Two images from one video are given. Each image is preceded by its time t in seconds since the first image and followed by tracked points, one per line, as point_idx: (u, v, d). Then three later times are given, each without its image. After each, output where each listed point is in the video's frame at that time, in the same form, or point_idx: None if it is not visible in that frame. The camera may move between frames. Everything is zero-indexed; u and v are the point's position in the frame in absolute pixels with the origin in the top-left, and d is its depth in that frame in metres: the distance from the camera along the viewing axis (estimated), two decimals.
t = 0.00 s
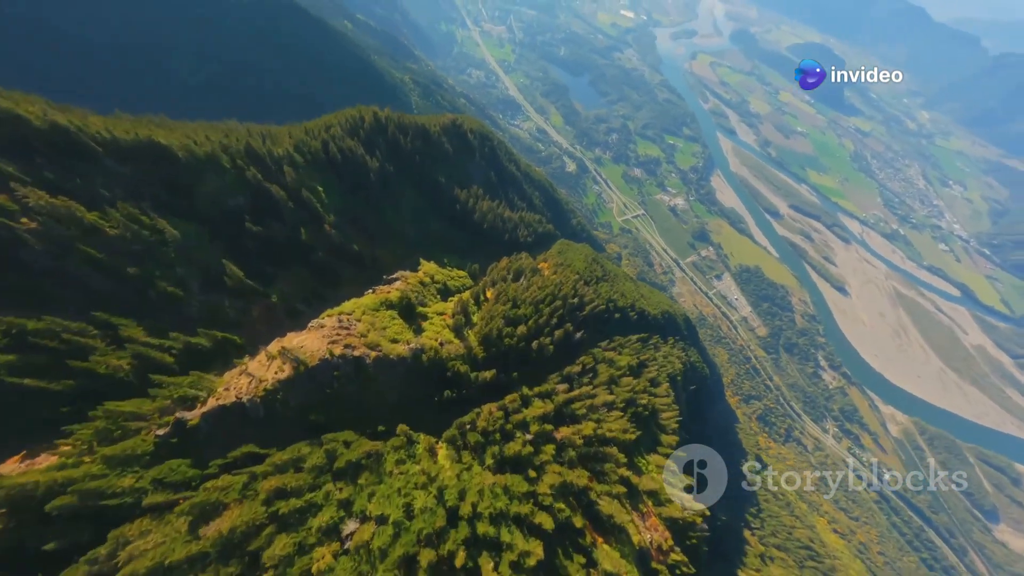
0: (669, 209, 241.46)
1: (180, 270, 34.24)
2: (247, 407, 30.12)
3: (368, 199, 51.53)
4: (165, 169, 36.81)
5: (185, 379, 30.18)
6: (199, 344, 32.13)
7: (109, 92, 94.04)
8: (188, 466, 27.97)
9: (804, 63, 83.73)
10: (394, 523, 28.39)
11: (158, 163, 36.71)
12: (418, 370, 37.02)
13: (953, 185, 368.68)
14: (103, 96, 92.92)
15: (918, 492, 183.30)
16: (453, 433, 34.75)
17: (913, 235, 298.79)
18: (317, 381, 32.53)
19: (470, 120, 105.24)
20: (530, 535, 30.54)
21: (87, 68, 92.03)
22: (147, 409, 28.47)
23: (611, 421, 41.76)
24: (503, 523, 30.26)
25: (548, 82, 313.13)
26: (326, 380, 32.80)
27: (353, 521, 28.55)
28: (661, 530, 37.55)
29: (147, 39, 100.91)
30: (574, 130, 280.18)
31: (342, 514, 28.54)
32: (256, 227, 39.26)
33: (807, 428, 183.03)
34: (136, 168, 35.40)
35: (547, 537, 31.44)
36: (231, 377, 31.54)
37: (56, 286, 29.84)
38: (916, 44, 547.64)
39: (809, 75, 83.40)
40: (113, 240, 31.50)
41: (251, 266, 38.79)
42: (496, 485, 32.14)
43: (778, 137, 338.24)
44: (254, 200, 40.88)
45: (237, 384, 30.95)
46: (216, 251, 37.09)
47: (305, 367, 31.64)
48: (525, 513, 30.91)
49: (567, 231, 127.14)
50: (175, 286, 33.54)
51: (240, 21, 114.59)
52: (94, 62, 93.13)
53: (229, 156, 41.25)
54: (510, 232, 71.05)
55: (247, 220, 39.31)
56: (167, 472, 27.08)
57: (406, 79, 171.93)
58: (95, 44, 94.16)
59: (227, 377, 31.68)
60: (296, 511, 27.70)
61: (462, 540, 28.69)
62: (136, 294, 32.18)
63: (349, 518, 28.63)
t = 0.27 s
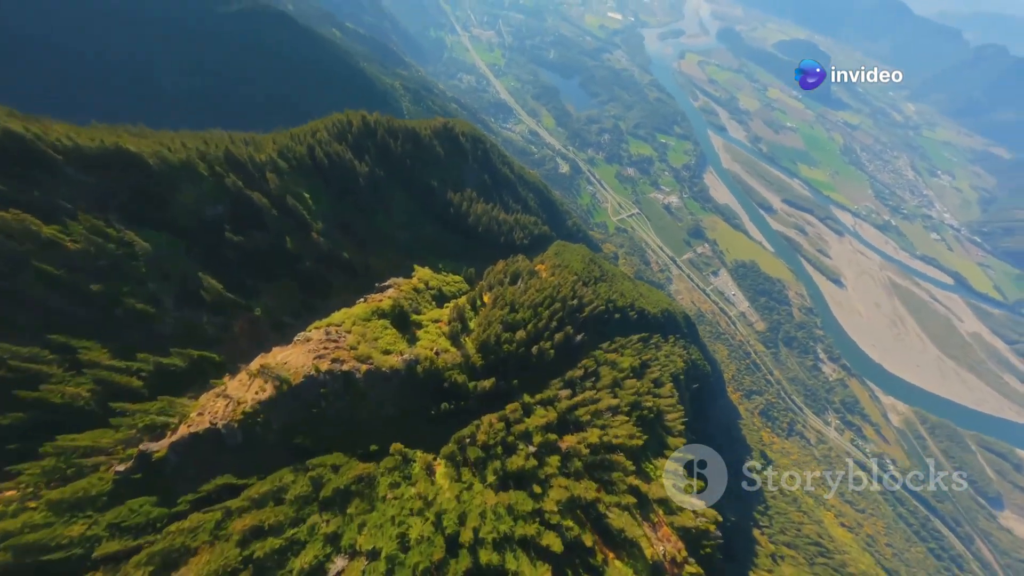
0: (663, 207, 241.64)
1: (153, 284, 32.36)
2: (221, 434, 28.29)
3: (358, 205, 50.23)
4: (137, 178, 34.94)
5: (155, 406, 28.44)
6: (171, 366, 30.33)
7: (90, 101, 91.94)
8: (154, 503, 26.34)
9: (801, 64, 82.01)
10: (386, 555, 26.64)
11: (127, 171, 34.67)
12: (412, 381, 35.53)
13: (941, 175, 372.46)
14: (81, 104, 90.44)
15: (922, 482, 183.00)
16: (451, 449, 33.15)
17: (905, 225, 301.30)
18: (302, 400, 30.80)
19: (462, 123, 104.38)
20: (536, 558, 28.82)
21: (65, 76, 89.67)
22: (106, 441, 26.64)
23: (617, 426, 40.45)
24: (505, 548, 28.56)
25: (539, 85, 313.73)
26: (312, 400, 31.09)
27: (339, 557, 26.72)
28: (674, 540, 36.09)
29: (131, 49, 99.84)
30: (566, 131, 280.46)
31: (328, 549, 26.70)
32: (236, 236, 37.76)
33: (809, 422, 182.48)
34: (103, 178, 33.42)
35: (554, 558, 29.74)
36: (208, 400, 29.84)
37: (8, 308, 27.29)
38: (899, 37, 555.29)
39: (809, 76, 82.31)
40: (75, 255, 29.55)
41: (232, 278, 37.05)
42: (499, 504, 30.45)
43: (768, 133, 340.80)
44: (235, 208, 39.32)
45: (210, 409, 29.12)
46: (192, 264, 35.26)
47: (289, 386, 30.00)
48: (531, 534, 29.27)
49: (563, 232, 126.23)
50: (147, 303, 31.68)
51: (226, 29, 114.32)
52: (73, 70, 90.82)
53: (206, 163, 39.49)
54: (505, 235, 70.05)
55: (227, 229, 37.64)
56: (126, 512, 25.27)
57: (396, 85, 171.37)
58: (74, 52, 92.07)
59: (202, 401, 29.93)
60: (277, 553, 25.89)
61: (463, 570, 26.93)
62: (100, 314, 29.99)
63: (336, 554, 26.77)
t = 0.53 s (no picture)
0: (657, 205, 242.27)
1: (121, 300, 30.55)
2: (191, 466, 26.34)
3: (348, 211, 48.89)
4: (106, 190, 33.61)
5: (119, 435, 26.62)
6: (137, 391, 28.48)
7: (89, 122, 95.78)
8: (110, 550, 24.35)
9: (800, 63, 81.29)
10: None
11: (91, 181, 33.07)
12: (407, 394, 33.95)
13: (930, 166, 376.20)
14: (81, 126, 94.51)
15: (925, 471, 182.75)
16: (450, 466, 31.53)
17: (896, 216, 303.41)
18: (286, 421, 29.05)
19: (454, 127, 103.54)
20: None
21: (64, 99, 93.51)
22: (57, 482, 24.56)
23: (625, 433, 38.89)
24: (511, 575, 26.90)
25: (530, 88, 314.67)
26: (296, 421, 29.27)
27: None
28: (687, 551, 34.91)
29: (124, 66, 102.38)
30: (558, 133, 281.17)
31: None
32: (214, 247, 36.04)
33: (811, 415, 182.32)
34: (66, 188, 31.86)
35: None
36: (180, 425, 27.87)
37: None
38: (883, 31, 562.62)
39: (808, 76, 81.91)
40: (30, 273, 27.85)
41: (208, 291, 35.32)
42: (502, 527, 28.83)
43: (758, 129, 343.62)
44: (215, 217, 37.60)
45: (179, 438, 27.06)
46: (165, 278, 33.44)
47: (272, 407, 28.33)
48: (539, 558, 27.70)
49: (559, 233, 125.38)
50: (114, 320, 30.00)
51: (216, 41, 116.73)
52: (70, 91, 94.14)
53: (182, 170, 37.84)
54: (501, 238, 68.93)
55: (204, 240, 35.90)
56: (75, 565, 23.15)
57: (387, 92, 170.76)
58: (71, 75, 95.51)
59: (175, 428, 27.87)
60: None
61: None
62: (60, 335, 28.31)
63: None
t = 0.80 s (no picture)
0: (652, 204, 242.09)
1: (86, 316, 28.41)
2: (157, 503, 23.83)
3: (338, 218, 47.50)
4: (72, 201, 31.55)
5: (72, 472, 23.67)
6: (102, 418, 25.86)
7: (75, 129, 93.68)
8: None
9: (800, 64, 81.49)
10: None
11: (55, 192, 31.00)
12: (401, 409, 32.26)
13: (919, 158, 380.21)
14: (59, 134, 91.59)
15: (928, 461, 182.63)
16: (449, 486, 29.80)
17: (888, 208, 305.54)
18: (267, 446, 27.05)
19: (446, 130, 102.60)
20: None
21: (42, 108, 91.09)
22: None
23: (632, 438, 37.48)
24: None
25: (521, 91, 315.10)
26: (278, 446, 27.31)
27: None
28: (702, 562, 33.57)
29: (106, 74, 100.70)
30: (551, 135, 281.35)
31: None
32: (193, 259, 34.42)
33: (812, 409, 181.92)
34: (28, 201, 29.88)
35: None
36: (149, 455, 25.40)
37: None
38: (867, 27, 570.60)
39: (809, 75, 81.74)
40: None
41: (185, 307, 33.42)
42: (507, 551, 27.15)
43: (749, 126, 346.16)
44: (195, 228, 36.07)
45: (145, 471, 24.48)
46: (136, 294, 31.50)
47: (250, 432, 26.33)
48: None
49: (555, 234, 124.48)
50: (78, 342, 27.75)
51: (201, 50, 116.24)
52: (47, 99, 91.29)
53: (156, 178, 36.13)
54: (497, 241, 67.79)
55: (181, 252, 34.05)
56: None
57: (378, 98, 170.08)
58: (48, 83, 92.73)
59: (141, 459, 25.18)
60: None
61: None
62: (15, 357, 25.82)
63: None
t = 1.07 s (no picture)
0: (648, 203, 242.25)
1: (53, 336, 26.81)
2: (116, 545, 21.79)
3: (329, 225, 46.17)
4: (37, 212, 29.66)
5: (15, 516, 21.19)
6: (58, 450, 23.52)
7: (63, 136, 91.59)
8: None
9: (800, 65, 81.27)
10: None
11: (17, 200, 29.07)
12: (395, 424, 30.68)
13: (908, 151, 383.57)
14: (47, 143, 89.55)
15: (931, 453, 182.11)
16: (447, 509, 28.05)
17: (880, 201, 307.46)
18: (246, 474, 25.34)
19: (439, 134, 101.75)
20: None
21: (28, 117, 88.99)
22: None
23: (641, 445, 35.90)
24: None
25: (514, 95, 315.59)
26: (256, 475, 25.54)
27: None
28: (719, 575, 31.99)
29: (91, 83, 99.06)
30: (545, 138, 281.78)
31: None
32: (170, 270, 32.82)
33: (814, 403, 181.35)
34: None
35: None
36: (107, 494, 23.38)
37: None
38: (853, 24, 577.59)
39: (808, 75, 81.49)
40: None
41: (158, 324, 31.66)
42: None
43: (740, 125, 348.50)
44: (173, 238, 34.57)
45: (105, 508, 22.78)
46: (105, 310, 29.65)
47: (227, 460, 24.56)
48: None
49: (552, 236, 123.65)
50: (36, 365, 25.81)
51: (191, 61, 116.48)
52: (30, 108, 89.19)
53: (129, 184, 34.37)
54: (493, 244, 66.65)
55: (156, 264, 32.37)
56: None
57: (371, 104, 169.66)
58: (28, 92, 90.56)
59: (98, 499, 23.33)
60: None
61: None
62: None
63: None
